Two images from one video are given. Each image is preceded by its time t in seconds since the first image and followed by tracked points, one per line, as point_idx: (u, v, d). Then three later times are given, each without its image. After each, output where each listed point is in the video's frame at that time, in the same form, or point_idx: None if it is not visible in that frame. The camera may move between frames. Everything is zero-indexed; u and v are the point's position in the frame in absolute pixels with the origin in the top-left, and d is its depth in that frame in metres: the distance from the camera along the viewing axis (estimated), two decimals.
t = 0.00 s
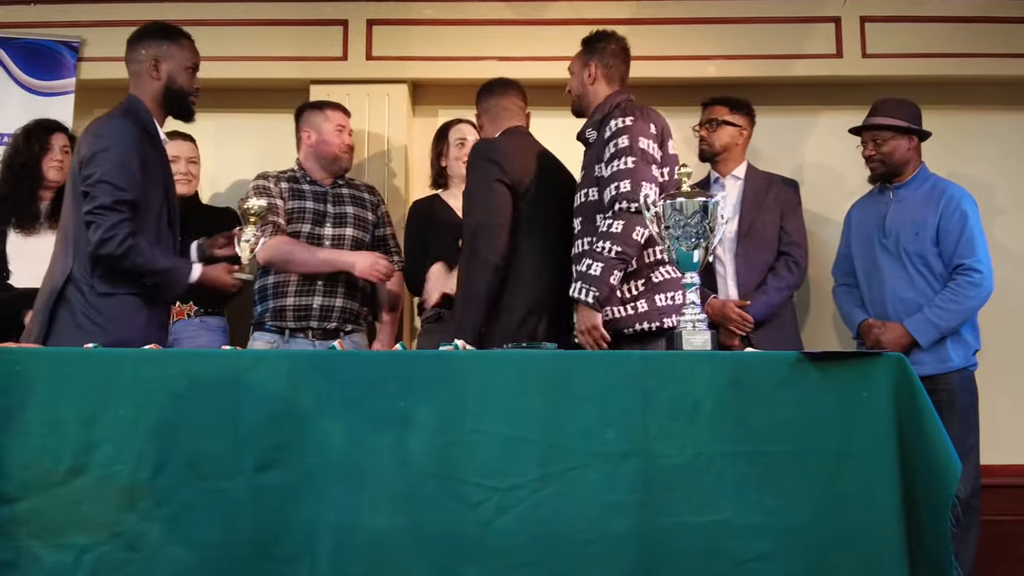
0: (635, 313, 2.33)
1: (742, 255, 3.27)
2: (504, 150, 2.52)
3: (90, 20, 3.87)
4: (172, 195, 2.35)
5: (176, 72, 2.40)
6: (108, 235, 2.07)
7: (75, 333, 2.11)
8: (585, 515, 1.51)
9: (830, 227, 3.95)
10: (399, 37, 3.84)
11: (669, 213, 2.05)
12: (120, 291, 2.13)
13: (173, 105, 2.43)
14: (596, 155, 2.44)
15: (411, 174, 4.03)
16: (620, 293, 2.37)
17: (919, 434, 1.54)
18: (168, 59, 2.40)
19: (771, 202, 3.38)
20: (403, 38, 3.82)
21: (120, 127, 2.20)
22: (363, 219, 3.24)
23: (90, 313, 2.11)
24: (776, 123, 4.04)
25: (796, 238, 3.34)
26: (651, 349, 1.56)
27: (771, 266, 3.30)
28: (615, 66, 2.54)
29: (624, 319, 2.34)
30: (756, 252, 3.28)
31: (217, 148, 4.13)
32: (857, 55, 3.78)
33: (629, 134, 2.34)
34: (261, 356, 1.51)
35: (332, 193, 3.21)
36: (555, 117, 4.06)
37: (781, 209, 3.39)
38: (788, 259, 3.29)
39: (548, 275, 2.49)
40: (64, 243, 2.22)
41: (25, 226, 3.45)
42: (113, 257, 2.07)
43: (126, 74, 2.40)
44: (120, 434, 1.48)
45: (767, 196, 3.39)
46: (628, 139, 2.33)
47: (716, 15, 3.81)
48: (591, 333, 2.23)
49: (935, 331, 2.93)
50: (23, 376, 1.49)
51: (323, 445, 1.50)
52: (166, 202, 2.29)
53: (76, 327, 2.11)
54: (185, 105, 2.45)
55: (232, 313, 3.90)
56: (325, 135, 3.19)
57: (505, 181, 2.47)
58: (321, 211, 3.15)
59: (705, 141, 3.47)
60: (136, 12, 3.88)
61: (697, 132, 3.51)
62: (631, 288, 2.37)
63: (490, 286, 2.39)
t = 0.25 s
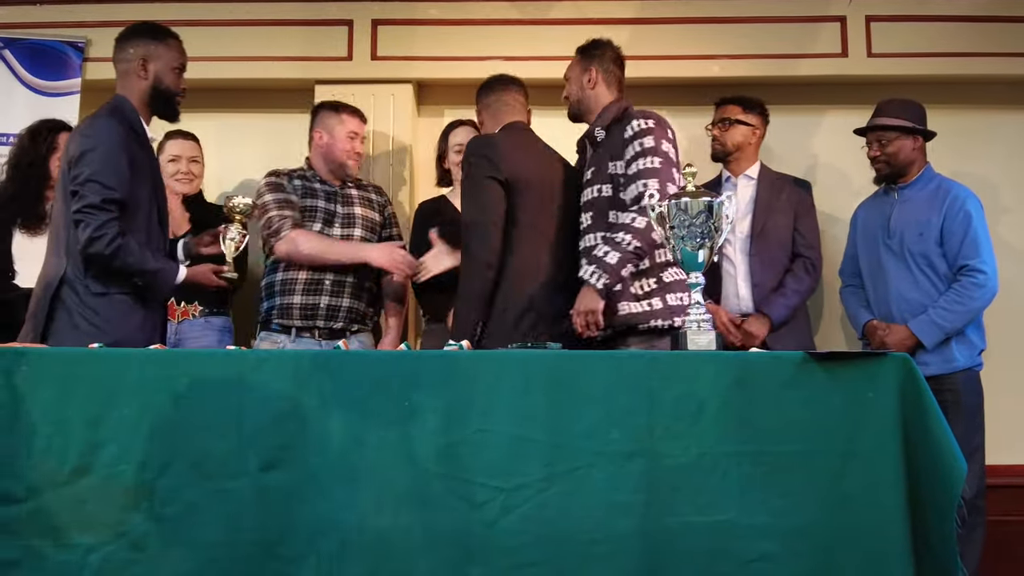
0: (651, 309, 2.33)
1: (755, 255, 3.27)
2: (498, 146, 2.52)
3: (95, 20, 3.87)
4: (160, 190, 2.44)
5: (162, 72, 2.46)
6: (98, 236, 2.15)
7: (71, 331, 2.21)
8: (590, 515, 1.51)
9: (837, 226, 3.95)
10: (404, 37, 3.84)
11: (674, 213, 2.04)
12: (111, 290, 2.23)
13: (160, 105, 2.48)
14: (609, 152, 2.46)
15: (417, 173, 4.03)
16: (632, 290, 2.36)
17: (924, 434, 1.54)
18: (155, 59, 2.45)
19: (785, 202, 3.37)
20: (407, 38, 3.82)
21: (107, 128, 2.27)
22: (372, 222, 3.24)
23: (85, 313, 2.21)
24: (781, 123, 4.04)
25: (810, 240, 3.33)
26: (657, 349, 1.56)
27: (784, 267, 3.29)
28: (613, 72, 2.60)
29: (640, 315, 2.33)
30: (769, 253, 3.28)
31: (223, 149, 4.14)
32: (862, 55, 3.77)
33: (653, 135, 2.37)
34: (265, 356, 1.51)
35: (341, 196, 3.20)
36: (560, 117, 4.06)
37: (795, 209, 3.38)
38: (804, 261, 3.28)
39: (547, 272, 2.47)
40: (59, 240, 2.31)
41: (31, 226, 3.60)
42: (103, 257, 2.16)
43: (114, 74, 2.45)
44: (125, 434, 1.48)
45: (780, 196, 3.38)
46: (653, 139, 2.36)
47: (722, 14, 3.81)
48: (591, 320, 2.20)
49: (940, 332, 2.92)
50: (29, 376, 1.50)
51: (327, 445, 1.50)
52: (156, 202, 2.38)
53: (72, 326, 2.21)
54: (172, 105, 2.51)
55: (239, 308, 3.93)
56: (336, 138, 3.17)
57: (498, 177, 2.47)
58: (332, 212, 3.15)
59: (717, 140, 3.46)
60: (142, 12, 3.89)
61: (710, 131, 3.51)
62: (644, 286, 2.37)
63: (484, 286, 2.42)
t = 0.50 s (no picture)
0: (674, 308, 2.44)
1: (763, 256, 3.27)
2: (488, 144, 2.44)
3: (100, 21, 3.88)
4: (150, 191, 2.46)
5: (145, 76, 2.46)
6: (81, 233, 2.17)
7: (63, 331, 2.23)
8: (595, 516, 1.51)
9: (843, 225, 3.95)
10: (408, 37, 3.84)
11: (678, 214, 2.04)
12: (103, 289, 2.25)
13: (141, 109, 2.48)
14: (625, 155, 2.54)
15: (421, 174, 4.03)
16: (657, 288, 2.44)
17: (929, 434, 1.54)
18: (138, 63, 2.45)
19: (794, 203, 3.37)
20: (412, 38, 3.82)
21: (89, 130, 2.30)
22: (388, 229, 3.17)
23: (75, 312, 2.22)
24: (786, 122, 4.03)
25: (821, 239, 3.33)
26: (661, 349, 1.56)
27: (794, 267, 3.30)
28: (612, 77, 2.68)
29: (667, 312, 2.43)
30: (778, 254, 3.28)
31: (228, 149, 4.15)
32: (867, 54, 3.76)
33: (674, 142, 2.47)
34: (270, 356, 1.52)
35: (361, 198, 3.09)
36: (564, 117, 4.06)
37: (804, 209, 3.38)
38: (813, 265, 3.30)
39: (535, 279, 2.40)
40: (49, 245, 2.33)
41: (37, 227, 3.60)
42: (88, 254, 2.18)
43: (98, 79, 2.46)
44: (129, 434, 1.48)
45: (789, 195, 3.38)
46: (675, 147, 2.46)
47: (726, 14, 3.81)
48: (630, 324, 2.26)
49: (944, 334, 2.92)
50: (34, 376, 1.50)
51: (332, 445, 1.51)
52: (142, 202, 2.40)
53: (64, 326, 2.23)
54: (157, 109, 2.51)
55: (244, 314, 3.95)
56: (355, 138, 3.07)
57: (486, 178, 2.39)
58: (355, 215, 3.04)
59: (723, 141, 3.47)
60: (146, 13, 3.90)
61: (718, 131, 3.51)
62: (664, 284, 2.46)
63: (471, 292, 2.34)
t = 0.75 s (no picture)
0: (677, 311, 2.48)
1: (766, 256, 3.26)
2: (464, 130, 2.30)
3: (104, 22, 3.89)
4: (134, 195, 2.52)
5: (133, 85, 2.49)
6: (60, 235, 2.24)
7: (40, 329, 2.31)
8: (597, 516, 1.51)
9: (847, 225, 3.94)
10: (411, 38, 3.84)
11: (682, 214, 2.04)
12: (86, 289, 2.33)
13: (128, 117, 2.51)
14: (625, 159, 2.56)
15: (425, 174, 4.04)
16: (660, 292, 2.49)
17: (932, 434, 1.54)
18: (126, 73, 2.49)
19: (797, 200, 3.36)
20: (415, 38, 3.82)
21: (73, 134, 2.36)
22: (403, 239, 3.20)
23: (55, 313, 2.30)
24: (790, 123, 4.03)
25: (826, 238, 3.31)
26: (664, 350, 1.56)
27: (799, 265, 3.28)
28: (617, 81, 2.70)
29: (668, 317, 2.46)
30: (780, 253, 3.27)
31: (232, 149, 4.16)
32: (871, 54, 3.76)
33: (671, 146, 2.48)
34: (272, 356, 1.52)
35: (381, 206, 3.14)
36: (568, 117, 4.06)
37: (808, 205, 3.36)
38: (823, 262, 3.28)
39: (517, 268, 2.22)
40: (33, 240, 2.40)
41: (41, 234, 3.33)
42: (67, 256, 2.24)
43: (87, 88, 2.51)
44: (132, 435, 1.49)
45: (791, 194, 3.37)
46: (673, 150, 2.48)
47: (729, 14, 3.80)
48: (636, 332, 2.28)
49: (949, 335, 2.92)
50: (36, 378, 1.50)
51: (334, 445, 1.50)
52: (123, 202, 2.46)
53: (42, 325, 2.31)
54: (145, 117, 2.55)
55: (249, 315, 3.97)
56: (382, 144, 3.10)
57: (459, 166, 2.26)
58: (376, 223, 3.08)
59: (724, 142, 3.47)
60: (151, 14, 3.90)
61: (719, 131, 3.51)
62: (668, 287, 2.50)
63: (448, 282, 2.21)
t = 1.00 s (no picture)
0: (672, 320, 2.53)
1: (766, 255, 3.24)
2: (463, 128, 2.30)
3: (107, 23, 3.90)
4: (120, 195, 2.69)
5: (120, 89, 2.68)
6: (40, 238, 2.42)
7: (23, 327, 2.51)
8: (600, 517, 1.51)
9: (850, 225, 3.94)
10: (414, 38, 3.84)
11: (684, 215, 2.04)
12: (65, 290, 2.50)
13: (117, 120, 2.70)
14: (627, 164, 2.59)
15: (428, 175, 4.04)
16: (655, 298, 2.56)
17: (936, 435, 1.54)
18: (113, 78, 2.68)
19: (797, 198, 3.35)
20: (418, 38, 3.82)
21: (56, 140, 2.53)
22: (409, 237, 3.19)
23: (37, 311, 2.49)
24: (793, 123, 4.02)
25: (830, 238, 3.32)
26: (666, 351, 1.56)
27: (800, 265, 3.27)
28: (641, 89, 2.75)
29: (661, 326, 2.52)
30: (781, 253, 3.25)
31: (235, 149, 4.16)
32: (874, 54, 3.75)
33: (671, 151, 2.49)
34: (275, 358, 1.52)
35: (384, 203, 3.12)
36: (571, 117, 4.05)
37: (807, 204, 3.35)
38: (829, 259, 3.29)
39: (510, 265, 2.21)
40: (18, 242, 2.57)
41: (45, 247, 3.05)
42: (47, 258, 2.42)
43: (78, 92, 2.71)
44: (135, 435, 1.49)
45: (789, 193, 3.36)
46: (673, 156, 2.48)
47: (732, 14, 3.80)
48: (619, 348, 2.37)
49: (951, 334, 2.91)
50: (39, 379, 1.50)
51: (337, 446, 1.51)
52: (106, 205, 2.61)
53: (26, 322, 2.50)
54: (131, 120, 2.73)
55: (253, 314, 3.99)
56: (381, 140, 3.12)
57: (454, 163, 2.27)
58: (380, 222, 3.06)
59: (721, 142, 3.48)
60: (153, 14, 3.91)
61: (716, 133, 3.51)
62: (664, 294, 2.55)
63: (439, 280, 2.22)
